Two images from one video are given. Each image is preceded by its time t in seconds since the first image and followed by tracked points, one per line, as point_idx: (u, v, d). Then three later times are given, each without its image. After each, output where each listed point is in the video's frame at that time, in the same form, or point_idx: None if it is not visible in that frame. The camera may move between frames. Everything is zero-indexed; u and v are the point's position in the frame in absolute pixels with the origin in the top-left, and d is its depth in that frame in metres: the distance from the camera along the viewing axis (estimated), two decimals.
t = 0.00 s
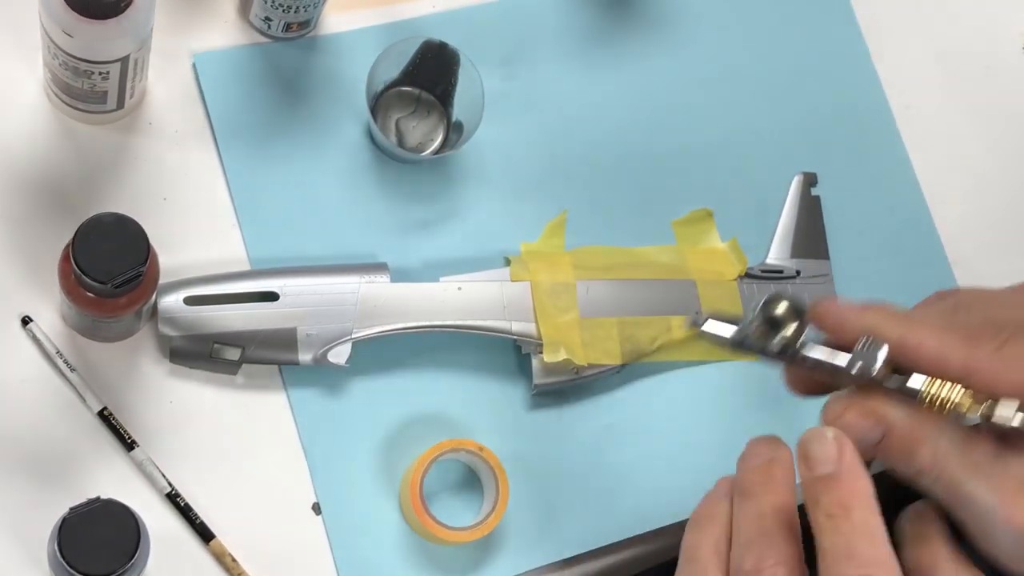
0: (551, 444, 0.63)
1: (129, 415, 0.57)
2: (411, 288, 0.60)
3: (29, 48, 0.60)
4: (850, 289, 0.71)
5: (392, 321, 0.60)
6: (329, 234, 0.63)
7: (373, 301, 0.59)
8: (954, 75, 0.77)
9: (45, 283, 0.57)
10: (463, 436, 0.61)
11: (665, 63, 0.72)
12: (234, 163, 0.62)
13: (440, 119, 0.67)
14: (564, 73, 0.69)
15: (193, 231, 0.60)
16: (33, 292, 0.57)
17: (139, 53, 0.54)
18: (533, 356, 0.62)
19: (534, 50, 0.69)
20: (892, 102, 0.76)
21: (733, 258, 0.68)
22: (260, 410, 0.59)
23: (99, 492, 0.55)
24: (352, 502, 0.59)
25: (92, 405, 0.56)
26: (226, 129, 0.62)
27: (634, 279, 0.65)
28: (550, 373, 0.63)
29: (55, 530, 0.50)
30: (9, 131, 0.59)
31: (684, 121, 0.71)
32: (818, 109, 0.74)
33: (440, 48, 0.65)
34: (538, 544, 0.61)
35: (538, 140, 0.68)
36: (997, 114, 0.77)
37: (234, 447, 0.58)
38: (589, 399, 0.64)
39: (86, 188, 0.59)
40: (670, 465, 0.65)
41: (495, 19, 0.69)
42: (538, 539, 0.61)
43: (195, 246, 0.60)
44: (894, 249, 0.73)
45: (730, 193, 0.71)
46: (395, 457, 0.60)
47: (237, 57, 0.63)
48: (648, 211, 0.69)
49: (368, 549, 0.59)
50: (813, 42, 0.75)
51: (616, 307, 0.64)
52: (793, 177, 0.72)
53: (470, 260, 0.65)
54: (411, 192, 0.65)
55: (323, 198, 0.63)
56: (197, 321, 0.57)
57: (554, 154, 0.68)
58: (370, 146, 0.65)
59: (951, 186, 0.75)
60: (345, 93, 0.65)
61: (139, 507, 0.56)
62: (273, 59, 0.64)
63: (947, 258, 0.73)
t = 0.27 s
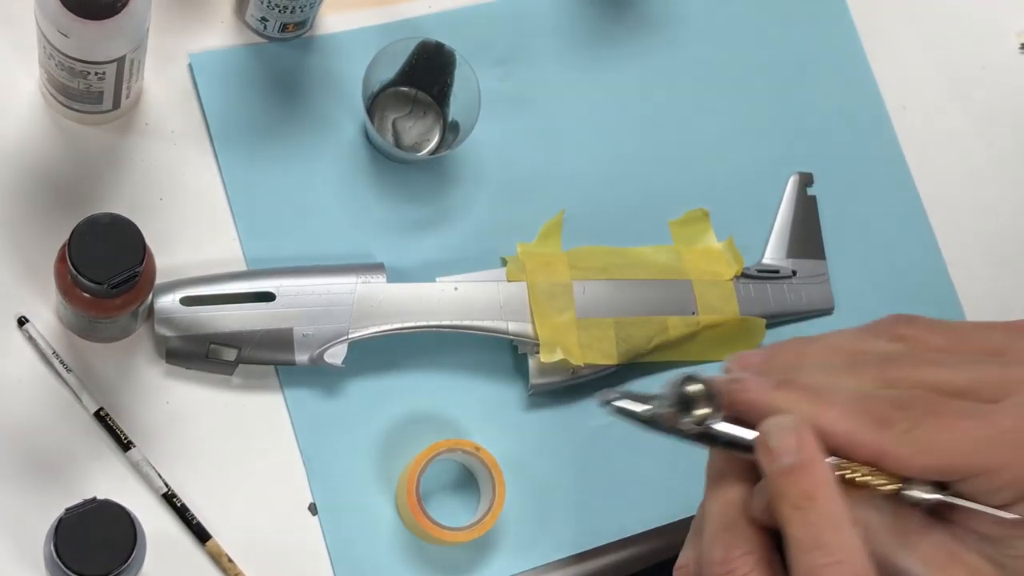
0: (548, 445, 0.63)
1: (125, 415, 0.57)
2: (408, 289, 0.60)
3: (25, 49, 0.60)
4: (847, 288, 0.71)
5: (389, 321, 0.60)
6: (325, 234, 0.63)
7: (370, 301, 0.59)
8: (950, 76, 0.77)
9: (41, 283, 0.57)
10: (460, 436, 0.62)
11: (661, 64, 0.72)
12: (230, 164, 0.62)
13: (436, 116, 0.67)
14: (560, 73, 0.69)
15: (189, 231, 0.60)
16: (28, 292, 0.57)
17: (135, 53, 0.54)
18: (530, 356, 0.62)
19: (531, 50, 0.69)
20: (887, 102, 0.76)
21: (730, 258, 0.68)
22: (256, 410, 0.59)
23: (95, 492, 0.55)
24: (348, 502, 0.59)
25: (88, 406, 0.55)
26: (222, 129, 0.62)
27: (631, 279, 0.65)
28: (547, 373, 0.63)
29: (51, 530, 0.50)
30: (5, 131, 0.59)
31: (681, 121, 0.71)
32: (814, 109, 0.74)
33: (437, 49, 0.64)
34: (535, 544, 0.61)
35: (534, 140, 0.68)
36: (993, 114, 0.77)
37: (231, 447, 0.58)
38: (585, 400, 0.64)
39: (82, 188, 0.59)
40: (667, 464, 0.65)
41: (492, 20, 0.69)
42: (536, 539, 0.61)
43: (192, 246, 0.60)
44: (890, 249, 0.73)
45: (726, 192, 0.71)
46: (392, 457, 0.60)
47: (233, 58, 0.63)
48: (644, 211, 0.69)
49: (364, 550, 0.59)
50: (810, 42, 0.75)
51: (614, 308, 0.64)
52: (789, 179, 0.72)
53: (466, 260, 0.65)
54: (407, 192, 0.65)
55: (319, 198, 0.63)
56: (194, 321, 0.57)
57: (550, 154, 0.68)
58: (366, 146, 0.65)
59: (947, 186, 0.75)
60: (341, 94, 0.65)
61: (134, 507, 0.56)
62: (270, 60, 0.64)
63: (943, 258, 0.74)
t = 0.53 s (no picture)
0: (546, 444, 0.63)
1: (123, 415, 0.57)
2: (407, 288, 0.60)
3: (23, 47, 0.60)
4: (845, 286, 0.71)
5: (387, 320, 0.60)
6: (323, 232, 0.62)
7: (368, 300, 0.59)
8: (949, 74, 0.77)
9: (39, 282, 0.57)
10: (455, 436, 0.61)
11: (659, 62, 0.72)
12: (228, 162, 0.62)
13: (433, 116, 0.67)
14: (558, 72, 0.69)
15: (186, 230, 0.60)
16: (26, 291, 0.57)
17: (132, 51, 0.54)
18: (527, 355, 0.63)
19: (529, 49, 0.69)
20: (886, 101, 0.76)
21: (729, 257, 0.68)
22: (255, 409, 0.58)
23: (93, 491, 0.55)
24: (346, 501, 0.59)
25: (86, 405, 0.55)
26: (220, 128, 0.62)
27: (629, 278, 0.65)
28: (545, 372, 0.63)
29: (50, 529, 0.50)
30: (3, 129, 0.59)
31: (679, 120, 0.71)
32: (812, 107, 0.74)
33: (436, 47, 0.65)
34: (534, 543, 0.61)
35: (532, 138, 0.68)
36: (992, 112, 0.77)
37: (229, 446, 0.58)
38: (583, 399, 0.64)
39: (80, 187, 0.59)
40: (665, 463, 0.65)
41: (490, 18, 0.69)
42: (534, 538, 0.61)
43: (190, 245, 0.60)
44: (888, 247, 0.73)
45: (724, 191, 0.71)
46: (390, 456, 0.60)
47: (231, 56, 0.63)
48: (643, 210, 0.69)
49: (362, 548, 0.59)
50: (808, 40, 0.75)
51: (612, 306, 0.64)
52: (788, 177, 0.72)
53: (464, 259, 0.65)
54: (405, 191, 0.65)
55: (317, 197, 0.63)
56: (193, 320, 0.57)
57: (549, 153, 0.68)
58: (364, 145, 0.65)
59: (946, 184, 0.75)
60: (339, 92, 0.65)
61: (133, 507, 0.56)
62: (267, 59, 0.64)
63: (942, 256, 0.74)
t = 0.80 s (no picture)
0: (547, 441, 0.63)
1: (123, 412, 0.57)
2: (406, 286, 0.60)
3: (21, 45, 0.60)
4: (844, 284, 0.71)
5: (386, 317, 0.59)
6: (323, 229, 0.62)
7: (368, 298, 0.59)
8: (948, 71, 0.77)
9: (38, 280, 0.57)
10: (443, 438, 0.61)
11: (659, 59, 0.72)
12: (227, 159, 0.62)
13: (432, 112, 0.67)
14: (557, 69, 0.69)
15: (185, 228, 0.60)
16: (26, 289, 0.57)
17: (131, 48, 0.54)
18: (526, 352, 0.63)
19: (528, 46, 0.69)
20: (885, 98, 0.76)
21: (728, 254, 0.68)
22: (254, 406, 0.58)
23: (92, 490, 0.55)
24: (345, 499, 0.59)
25: (86, 403, 0.55)
26: (219, 125, 0.62)
27: (629, 275, 0.65)
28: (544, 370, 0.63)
29: (49, 526, 0.50)
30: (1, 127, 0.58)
31: (678, 117, 0.71)
32: (812, 105, 0.74)
33: (435, 45, 0.64)
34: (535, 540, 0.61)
35: (531, 135, 0.68)
36: (992, 108, 0.77)
37: (229, 444, 0.58)
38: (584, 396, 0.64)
39: (78, 184, 0.59)
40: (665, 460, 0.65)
41: (489, 15, 0.69)
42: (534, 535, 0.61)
43: (189, 242, 0.60)
44: (887, 245, 0.73)
45: (724, 189, 0.71)
46: (389, 454, 0.60)
47: (230, 54, 0.63)
48: (642, 208, 0.69)
49: (361, 546, 0.59)
50: (808, 37, 0.75)
51: (611, 304, 0.64)
52: (788, 174, 0.72)
53: (464, 256, 0.65)
54: (405, 188, 0.65)
55: (317, 194, 0.63)
56: (191, 318, 0.56)
57: (548, 150, 0.68)
58: (363, 142, 0.64)
59: (946, 181, 0.75)
60: (338, 89, 0.65)
61: (132, 504, 0.55)
62: (266, 56, 0.64)
63: (941, 253, 0.73)
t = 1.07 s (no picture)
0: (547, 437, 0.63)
1: (123, 408, 0.57)
2: (407, 282, 0.60)
3: (22, 42, 0.60)
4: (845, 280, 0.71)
5: (387, 313, 0.59)
6: (323, 226, 0.62)
7: (369, 294, 0.59)
8: (949, 67, 0.77)
9: (39, 276, 0.57)
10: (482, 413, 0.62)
11: (659, 56, 0.72)
12: (227, 156, 0.62)
13: (433, 107, 0.67)
14: (558, 65, 0.69)
15: (186, 224, 0.60)
16: (26, 285, 0.57)
17: (131, 45, 0.54)
18: (527, 349, 0.63)
19: (529, 42, 0.69)
20: (886, 94, 0.76)
21: (729, 251, 0.68)
22: (255, 403, 0.59)
23: (93, 486, 0.55)
24: (346, 495, 0.59)
25: (87, 399, 0.55)
26: (220, 122, 0.62)
27: (630, 271, 0.65)
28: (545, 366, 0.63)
29: (50, 522, 0.50)
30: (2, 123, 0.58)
31: (679, 114, 0.71)
32: (813, 101, 0.74)
33: (436, 41, 0.64)
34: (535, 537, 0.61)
35: (532, 132, 0.68)
36: (992, 105, 0.77)
37: (229, 440, 0.58)
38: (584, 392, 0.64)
39: (79, 181, 0.59)
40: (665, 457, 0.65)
41: (490, 12, 0.69)
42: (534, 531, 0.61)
43: (189, 238, 0.60)
44: (888, 241, 0.73)
45: (725, 185, 0.71)
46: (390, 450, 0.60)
47: (230, 50, 0.63)
48: (643, 204, 0.69)
49: (362, 542, 0.58)
50: (809, 33, 0.75)
51: (611, 300, 0.64)
52: (788, 172, 0.72)
53: (465, 253, 0.65)
54: (405, 185, 0.65)
55: (317, 191, 0.63)
56: (191, 314, 0.56)
57: (549, 146, 0.68)
58: (364, 139, 0.64)
59: (946, 177, 0.75)
60: (338, 86, 0.65)
61: (133, 500, 0.55)
62: (267, 52, 0.64)
63: (942, 249, 0.73)
